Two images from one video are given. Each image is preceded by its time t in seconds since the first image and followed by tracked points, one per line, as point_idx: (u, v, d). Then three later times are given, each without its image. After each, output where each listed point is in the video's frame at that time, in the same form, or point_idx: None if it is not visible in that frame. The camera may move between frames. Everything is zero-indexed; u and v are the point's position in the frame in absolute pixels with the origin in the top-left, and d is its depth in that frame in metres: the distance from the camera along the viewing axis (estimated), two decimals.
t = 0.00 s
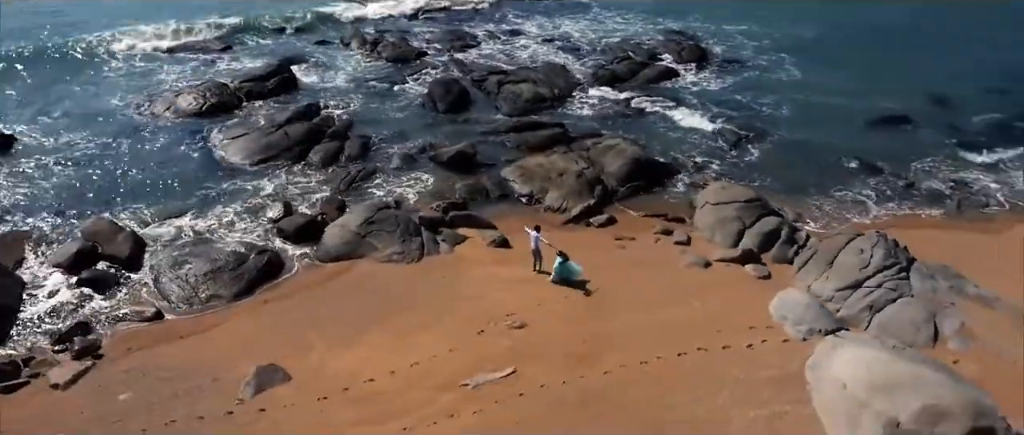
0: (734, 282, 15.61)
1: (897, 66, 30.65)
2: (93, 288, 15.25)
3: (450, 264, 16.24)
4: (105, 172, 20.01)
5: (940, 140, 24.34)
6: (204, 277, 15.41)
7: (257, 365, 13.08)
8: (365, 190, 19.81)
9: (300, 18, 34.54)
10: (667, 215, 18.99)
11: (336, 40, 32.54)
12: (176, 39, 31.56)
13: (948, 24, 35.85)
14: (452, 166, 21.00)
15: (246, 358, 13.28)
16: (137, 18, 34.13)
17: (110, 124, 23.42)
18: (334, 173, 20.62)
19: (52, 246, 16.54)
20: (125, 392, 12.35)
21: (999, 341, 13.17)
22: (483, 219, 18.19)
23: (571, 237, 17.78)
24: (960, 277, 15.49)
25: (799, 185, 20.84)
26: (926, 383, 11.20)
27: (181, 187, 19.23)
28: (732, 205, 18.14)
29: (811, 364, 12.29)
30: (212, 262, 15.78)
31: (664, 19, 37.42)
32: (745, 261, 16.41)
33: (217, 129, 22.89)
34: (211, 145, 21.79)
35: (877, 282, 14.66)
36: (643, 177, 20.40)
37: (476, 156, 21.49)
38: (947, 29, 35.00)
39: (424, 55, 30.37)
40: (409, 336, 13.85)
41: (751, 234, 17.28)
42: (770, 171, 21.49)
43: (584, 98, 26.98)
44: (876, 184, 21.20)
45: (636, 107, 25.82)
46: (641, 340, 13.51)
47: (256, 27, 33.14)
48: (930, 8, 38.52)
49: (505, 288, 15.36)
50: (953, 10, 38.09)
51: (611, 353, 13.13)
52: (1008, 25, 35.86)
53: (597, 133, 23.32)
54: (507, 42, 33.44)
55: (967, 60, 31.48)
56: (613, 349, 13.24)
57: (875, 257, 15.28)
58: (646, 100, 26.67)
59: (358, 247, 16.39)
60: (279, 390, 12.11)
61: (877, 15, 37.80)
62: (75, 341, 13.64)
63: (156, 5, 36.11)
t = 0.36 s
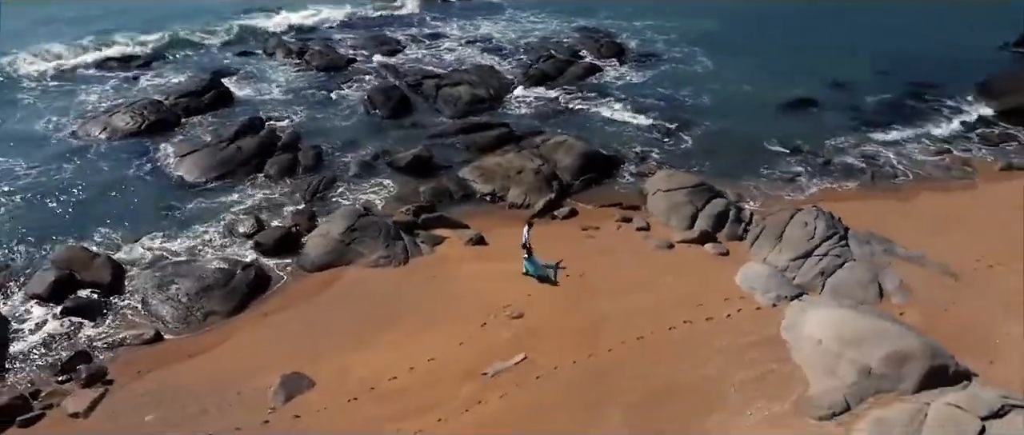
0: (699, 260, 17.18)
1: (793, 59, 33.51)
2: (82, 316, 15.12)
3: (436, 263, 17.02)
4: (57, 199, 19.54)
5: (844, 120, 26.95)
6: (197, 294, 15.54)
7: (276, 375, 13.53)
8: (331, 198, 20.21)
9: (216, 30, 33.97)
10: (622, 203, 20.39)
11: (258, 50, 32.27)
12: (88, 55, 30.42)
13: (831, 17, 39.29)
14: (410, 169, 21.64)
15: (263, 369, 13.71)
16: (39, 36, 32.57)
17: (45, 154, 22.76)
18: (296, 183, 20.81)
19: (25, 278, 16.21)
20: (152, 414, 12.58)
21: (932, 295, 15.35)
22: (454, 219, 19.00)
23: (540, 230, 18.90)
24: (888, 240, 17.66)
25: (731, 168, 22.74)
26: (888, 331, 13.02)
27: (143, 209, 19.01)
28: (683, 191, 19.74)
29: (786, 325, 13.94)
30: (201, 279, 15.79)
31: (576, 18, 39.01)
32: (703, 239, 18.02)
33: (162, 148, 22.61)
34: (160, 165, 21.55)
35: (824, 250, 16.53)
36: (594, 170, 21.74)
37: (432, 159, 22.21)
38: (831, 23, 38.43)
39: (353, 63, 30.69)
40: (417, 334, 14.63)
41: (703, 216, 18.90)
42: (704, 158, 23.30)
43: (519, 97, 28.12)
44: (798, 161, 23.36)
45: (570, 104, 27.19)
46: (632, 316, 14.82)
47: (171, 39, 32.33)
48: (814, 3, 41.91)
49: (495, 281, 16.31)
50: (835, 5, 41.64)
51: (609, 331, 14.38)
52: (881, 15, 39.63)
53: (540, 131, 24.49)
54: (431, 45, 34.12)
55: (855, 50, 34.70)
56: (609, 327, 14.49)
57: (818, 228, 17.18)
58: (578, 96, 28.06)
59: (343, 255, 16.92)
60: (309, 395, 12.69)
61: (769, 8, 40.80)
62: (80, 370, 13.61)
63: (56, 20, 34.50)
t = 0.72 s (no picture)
0: (680, 245, 18.74)
1: (730, 55, 35.71)
2: (105, 330, 15.51)
3: (439, 261, 18.02)
4: (47, 220, 19.62)
5: (784, 111, 29.14)
6: (217, 301, 16.08)
7: (313, 371, 14.28)
8: (323, 204, 20.89)
9: (166, 41, 33.72)
10: (599, 196, 21.78)
11: (212, 59, 32.25)
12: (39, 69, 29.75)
13: (778, 17, 41.93)
14: (394, 173, 22.48)
15: (299, 368, 14.44)
16: None
17: (18, 175, 22.59)
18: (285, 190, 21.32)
19: (37, 298, 16.44)
20: (202, 418, 13.23)
21: (890, 264, 17.32)
22: (446, 218, 19.99)
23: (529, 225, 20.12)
24: (844, 219, 19.66)
25: (692, 158, 24.44)
26: (862, 296, 14.81)
27: (139, 225, 19.30)
28: (655, 182, 21.28)
29: (772, 298, 15.56)
30: (217, 289, 16.25)
31: (521, 19, 40.26)
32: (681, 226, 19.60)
33: (143, 165, 22.80)
34: (146, 181, 21.84)
35: (792, 229, 18.32)
36: (568, 166, 23.07)
37: (413, 162, 23.08)
38: (757, 24, 40.98)
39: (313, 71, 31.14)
40: (438, 325, 15.60)
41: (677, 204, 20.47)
42: (666, 150, 24.95)
43: (482, 98, 29.16)
44: (752, 149, 25.26)
45: (532, 104, 28.42)
46: (633, 301, 16.18)
47: (122, 51, 31.96)
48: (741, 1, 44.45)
49: (498, 275, 17.46)
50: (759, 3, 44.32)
51: (615, 313, 15.73)
52: (825, 14, 42.48)
53: (510, 131, 25.63)
54: (384, 51, 34.77)
55: (783, 46, 37.26)
56: (614, 310, 15.84)
57: (784, 209, 18.96)
58: (538, 95, 29.29)
59: (351, 257, 17.71)
60: (352, 389, 13.54)
61: (700, 7, 43.07)
62: (117, 382, 14.11)
63: None
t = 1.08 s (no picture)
0: (671, 232, 20.32)
1: (689, 54, 37.61)
2: (144, 333, 16.22)
3: (451, 255, 19.17)
4: (60, 233, 20.09)
5: (746, 106, 31.09)
6: (249, 301, 16.93)
7: (353, 361, 15.35)
8: (329, 207, 21.80)
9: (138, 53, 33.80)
10: (588, 191, 23.22)
11: (188, 67, 32.49)
12: (15, 83, 29.63)
13: (782, 17, 44.58)
14: (392, 175, 23.48)
15: (340, 358, 15.48)
16: None
17: (17, 192, 22.83)
18: (290, 196, 22.20)
19: (70, 306, 17.01)
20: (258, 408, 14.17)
21: (862, 242, 19.19)
22: (450, 217, 21.15)
23: (528, 220, 21.44)
24: (815, 204, 21.52)
25: (668, 153, 26.08)
26: (844, 271, 16.58)
27: (154, 233, 19.89)
28: (641, 175, 22.83)
29: (764, 276, 17.23)
30: (248, 290, 17.10)
31: (487, 22, 41.28)
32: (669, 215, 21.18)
33: (144, 177, 23.33)
34: (151, 191, 22.50)
35: (772, 214, 20.07)
36: (556, 164, 24.45)
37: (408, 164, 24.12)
38: (716, 23, 43.17)
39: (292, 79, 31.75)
40: (462, 313, 16.81)
41: (663, 195, 22.04)
42: (643, 146, 26.53)
43: (462, 101, 30.27)
44: (722, 143, 27.03)
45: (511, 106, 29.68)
46: (639, 286, 17.67)
47: (96, 64, 32.00)
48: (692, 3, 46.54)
49: (509, 265, 18.72)
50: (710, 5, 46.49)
51: (623, 297, 17.22)
52: (826, 14, 45.47)
53: (495, 132, 26.85)
54: (357, 56, 35.49)
55: (736, 45, 39.36)
56: (622, 294, 17.32)
57: (763, 196, 20.69)
58: (516, 96, 30.56)
59: (368, 255, 18.73)
60: (396, 375, 14.69)
61: (655, 9, 44.96)
62: (168, 380, 14.90)
63: None
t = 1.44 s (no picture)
0: (661, 221, 21.94)
1: (655, 55, 39.45)
2: (182, 331, 17.12)
3: (461, 248, 20.44)
4: (81, 241, 20.79)
5: (714, 103, 32.99)
6: (279, 297, 17.95)
7: (386, 346, 16.51)
8: (336, 207, 22.84)
9: (118, 62, 34.06)
10: (578, 186, 24.69)
11: (170, 75, 32.93)
12: None
13: (774, 15, 47.42)
14: (391, 176, 24.58)
15: (373, 344, 16.60)
16: None
17: (23, 202, 23.33)
18: (295, 200, 23.27)
19: (105, 308, 17.79)
20: (305, 392, 15.23)
21: (835, 224, 21.09)
22: (453, 213, 22.37)
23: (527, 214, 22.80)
24: (789, 191, 23.42)
25: (647, 148, 27.78)
26: (824, 249, 18.38)
27: (172, 237, 20.68)
28: (627, 170, 24.40)
29: (752, 256, 18.96)
30: (276, 287, 18.11)
31: (459, 26, 42.34)
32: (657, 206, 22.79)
33: (149, 185, 24.03)
34: (159, 198, 23.16)
35: (752, 202, 21.83)
36: (545, 161, 25.89)
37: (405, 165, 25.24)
38: (676, 24, 45.12)
39: (277, 85, 32.50)
40: (481, 299, 18.11)
41: (650, 187, 23.64)
42: (623, 143, 28.15)
43: (445, 104, 31.49)
44: (696, 137, 28.81)
45: (494, 108, 31.01)
46: (641, 269, 19.24)
47: (77, 75, 32.24)
48: (653, 5, 48.46)
49: (517, 255, 20.05)
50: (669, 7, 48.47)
51: (627, 280, 18.74)
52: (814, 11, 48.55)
53: (483, 132, 28.12)
54: (337, 60, 36.30)
55: (698, 46, 41.38)
56: (627, 277, 18.85)
57: (742, 185, 22.45)
58: (497, 98, 31.89)
59: (384, 250, 19.86)
60: (430, 357, 15.92)
61: (617, 11, 46.75)
62: (215, 371, 15.89)
63: None
